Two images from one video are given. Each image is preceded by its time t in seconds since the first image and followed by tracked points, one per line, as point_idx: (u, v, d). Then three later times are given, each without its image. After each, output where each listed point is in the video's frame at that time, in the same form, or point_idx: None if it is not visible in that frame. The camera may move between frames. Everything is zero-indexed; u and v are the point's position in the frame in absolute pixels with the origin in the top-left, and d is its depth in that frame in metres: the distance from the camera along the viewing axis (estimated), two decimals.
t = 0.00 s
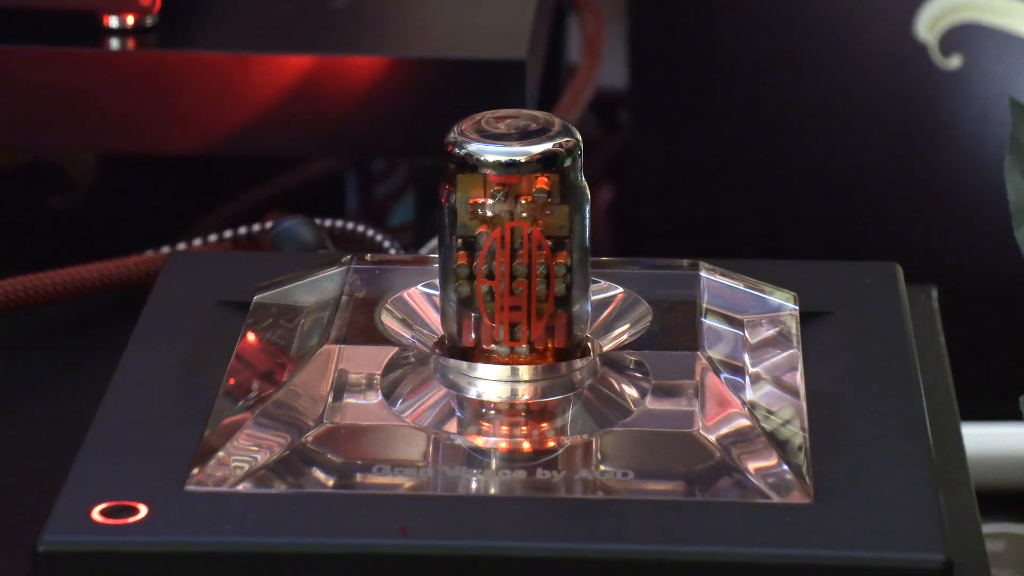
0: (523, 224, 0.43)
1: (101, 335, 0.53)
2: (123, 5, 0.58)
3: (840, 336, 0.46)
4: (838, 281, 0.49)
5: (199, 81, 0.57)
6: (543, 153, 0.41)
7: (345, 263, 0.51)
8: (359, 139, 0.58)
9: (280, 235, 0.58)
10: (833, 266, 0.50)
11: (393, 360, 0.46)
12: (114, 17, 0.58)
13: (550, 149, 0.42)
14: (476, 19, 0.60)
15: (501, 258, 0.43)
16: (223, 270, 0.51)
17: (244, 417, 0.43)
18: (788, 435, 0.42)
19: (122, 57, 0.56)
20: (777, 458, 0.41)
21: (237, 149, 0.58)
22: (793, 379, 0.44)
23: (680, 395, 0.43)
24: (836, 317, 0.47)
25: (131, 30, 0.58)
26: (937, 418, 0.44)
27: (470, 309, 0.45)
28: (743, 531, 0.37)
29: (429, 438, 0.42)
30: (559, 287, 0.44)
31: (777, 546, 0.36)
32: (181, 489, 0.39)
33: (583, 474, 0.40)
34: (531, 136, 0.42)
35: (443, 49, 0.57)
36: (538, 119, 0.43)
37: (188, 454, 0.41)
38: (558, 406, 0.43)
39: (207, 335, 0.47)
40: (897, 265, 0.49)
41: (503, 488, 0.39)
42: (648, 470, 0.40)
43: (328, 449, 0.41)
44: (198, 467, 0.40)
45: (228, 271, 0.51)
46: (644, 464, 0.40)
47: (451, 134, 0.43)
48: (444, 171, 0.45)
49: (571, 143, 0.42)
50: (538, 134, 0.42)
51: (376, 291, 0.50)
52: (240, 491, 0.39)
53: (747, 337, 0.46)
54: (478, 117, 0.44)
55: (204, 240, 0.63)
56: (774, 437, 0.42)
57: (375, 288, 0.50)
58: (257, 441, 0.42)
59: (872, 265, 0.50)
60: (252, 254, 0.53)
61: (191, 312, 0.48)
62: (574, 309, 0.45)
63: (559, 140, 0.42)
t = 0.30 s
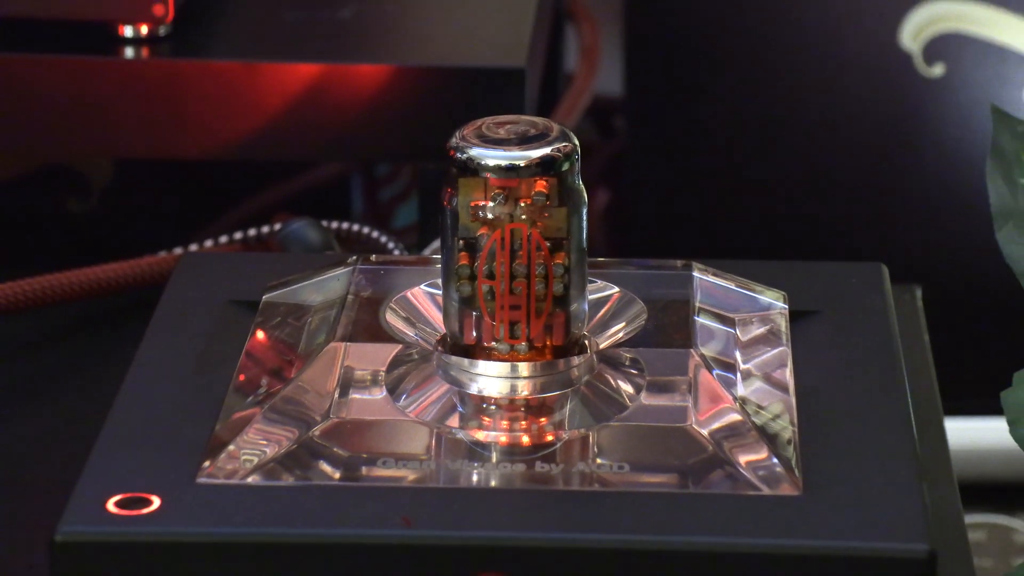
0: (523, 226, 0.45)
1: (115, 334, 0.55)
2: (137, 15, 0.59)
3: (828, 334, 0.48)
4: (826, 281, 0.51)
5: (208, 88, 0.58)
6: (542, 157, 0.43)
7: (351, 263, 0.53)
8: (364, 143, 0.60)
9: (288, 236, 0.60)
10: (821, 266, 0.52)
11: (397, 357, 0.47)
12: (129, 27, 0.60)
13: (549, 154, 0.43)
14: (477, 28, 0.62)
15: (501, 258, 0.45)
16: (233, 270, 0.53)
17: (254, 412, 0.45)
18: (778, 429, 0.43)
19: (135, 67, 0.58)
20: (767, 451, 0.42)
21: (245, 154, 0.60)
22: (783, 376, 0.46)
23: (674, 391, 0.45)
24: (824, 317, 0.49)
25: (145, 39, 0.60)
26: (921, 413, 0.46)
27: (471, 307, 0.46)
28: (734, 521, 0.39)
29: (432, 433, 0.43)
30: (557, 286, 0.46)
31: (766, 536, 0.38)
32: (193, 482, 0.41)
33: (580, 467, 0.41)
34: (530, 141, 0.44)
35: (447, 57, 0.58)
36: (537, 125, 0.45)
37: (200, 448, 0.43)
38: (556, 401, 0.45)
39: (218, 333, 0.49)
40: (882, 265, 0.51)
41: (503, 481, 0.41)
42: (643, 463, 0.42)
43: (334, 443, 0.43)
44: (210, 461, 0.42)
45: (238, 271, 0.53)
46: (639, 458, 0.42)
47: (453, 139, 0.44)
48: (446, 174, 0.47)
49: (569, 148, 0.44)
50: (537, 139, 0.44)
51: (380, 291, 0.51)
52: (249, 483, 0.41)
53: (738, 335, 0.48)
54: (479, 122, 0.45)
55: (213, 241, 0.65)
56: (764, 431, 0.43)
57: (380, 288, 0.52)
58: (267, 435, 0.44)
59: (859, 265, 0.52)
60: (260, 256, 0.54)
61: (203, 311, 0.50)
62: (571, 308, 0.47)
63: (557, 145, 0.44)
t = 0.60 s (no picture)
0: (522, 228, 0.46)
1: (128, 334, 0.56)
2: (150, 25, 0.61)
3: (816, 332, 0.49)
4: (815, 282, 0.52)
5: (218, 96, 0.60)
6: (541, 162, 0.45)
7: (356, 264, 0.55)
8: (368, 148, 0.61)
9: (295, 238, 0.62)
10: (809, 267, 0.54)
11: (401, 355, 0.49)
12: (142, 37, 0.61)
13: (547, 158, 0.45)
14: (478, 36, 0.63)
15: (501, 259, 0.47)
16: (242, 271, 0.55)
17: (263, 408, 0.46)
18: (768, 424, 0.45)
19: (148, 76, 0.60)
20: (758, 445, 0.44)
21: (253, 159, 0.61)
22: (773, 372, 0.47)
23: (668, 387, 0.47)
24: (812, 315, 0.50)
25: (159, 48, 0.61)
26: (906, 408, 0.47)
27: (472, 307, 0.48)
28: (725, 513, 0.40)
29: (435, 427, 0.45)
30: (556, 286, 0.47)
31: (756, 527, 0.40)
32: (204, 475, 0.43)
33: (578, 461, 0.43)
34: (530, 146, 0.45)
35: (450, 65, 0.60)
36: (535, 130, 0.47)
37: (211, 442, 0.44)
38: (555, 397, 0.46)
39: (228, 332, 0.50)
40: (868, 266, 0.53)
41: (504, 474, 0.42)
42: (638, 456, 0.43)
43: (341, 437, 0.45)
44: (221, 454, 0.44)
45: (247, 272, 0.54)
46: (635, 452, 0.43)
47: (455, 144, 0.46)
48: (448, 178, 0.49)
49: (567, 153, 0.46)
50: (535, 144, 0.46)
51: (385, 291, 0.53)
52: (259, 476, 0.42)
53: (730, 333, 0.50)
54: (479, 128, 0.47)
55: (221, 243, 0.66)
56: (755, 425, 0.45)
57: (385, 288, 0.53)
58: (276, 430, 0.45)
59: (845, 266, 0.54)
60: (268, 257, 0.56)
61: (214, 310, 0.52)
62: (569, 307, 0.48)
63: (555, 150, 0.45)
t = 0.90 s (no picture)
0: (521, 230, 0.48)
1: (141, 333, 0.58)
2: (163, 34, 0.63)
3: (805, 330, 0.51)
4: (804, 282, 0.54)
5: (227, 103, 0.62)
6: (539, 166, 0.47)
7: (361, 265, 0.57)
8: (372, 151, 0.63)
9: (303, 239, 0.63)
10: (799, 267, 0.56)
11: (405, 352, 0.51)
12: (155, 45, 0.63)
13: (546, 163, 0.47)
14: (480, 43, 0.65)
15: (501, 260, 0.49)
16: (251, 272, 0.56)
17: (272, 404, 0.48)
18: (759, 419, 0.46)
19: (160, 83, 0.61)
20: (749, 439, 0.45)
21: (261, 163, 0.63)
22: (764, 369, 0.49)
23: (663, 383, 0.48)
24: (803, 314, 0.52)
25: (172, 56, 0.63)
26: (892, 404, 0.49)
27: (474, 305, 0.50)
28: (717, 505, 0.42)
29: (437, 422, 0.47)
30: (554, 286, 0.49)
31: (746, 518, 0.41)
32: (215, 468, 0.44)
33: (575, 455, 0.45)
34: (529, 151, 0.47)
35: (453, 72, 0.62)
36: (534, 135, 0.48)
37: (222, 436, 0.46)
38: (553, 393, 0.48)
39: (237, 330, 0.52)
40: (855, 266, 0.55)
41: (504, 467, 0.44)
42: (633, 450, 0.45)
43: (346, 431, 0.46)
44: (231, 448, 0.45)
45: (256, 273, 0.56)
46: (630, 446, 0.45)
47: (457, 149, 0.48)
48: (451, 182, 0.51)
49: (565, 157, 0.47)
50: (535, 148, 0.47)
51: (389, 291, 0.55)
52: (268, 469, 0.44)
53: (722, 331, 0.52)
54: (480, 133, 0.49)
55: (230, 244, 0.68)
56: (746, 420, 0.46)
57: (389, 287, 0.55)
58: (284, 424, 0.47)
59: (834, 267, 0.55)
60: (276, 258, 0.58)
61: (224, 309, 0.53)
62: (567, 306, 0.50)
63: (554, 154, 0.47)
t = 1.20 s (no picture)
0: (520, 231, 0.50)
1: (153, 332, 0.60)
2: (175, 42, 0.64)
3: (795, 328, 0.53)
4: (794, 283, 0.56)
5: (236, 108, 0.64)
6: (538, 170, 0.48)
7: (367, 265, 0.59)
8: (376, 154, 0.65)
9: (309, 241, 0.65)
10: (789, 268, 0.57)
11: (409, 349, 0.52)
12: (168, 54, 0.65)
13: (544, 166, 0.48)
14: (481, 50, 0.67)
15: (501, 260, 0.50)
16: (259, 272, 0.58)
17: (279, 399, 0.50)
18: (750, 413, 0.48)
19: (171, 90, 0.63)
20: (741, 434, 0.47)
21: (269, 166, 0.65)
22: (755, 365, 0.51)
23: (658, 379, 0.50)
24: (793, 313, 0.54)
25: (183, 64, 0.65)
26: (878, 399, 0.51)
27: (475, 304, 0.51)
28: (709, 497, 0.43)
29: (440, 416, 0.48)
30: (552, 285, 0.51)
31: (736, 509, 0.43)
32: (226, 461, 0.46)
33: (573, 448, 0.46)
34: (528, 155, 0.49)
35: (456, 79, 0.64)
36: (533, 140, 0.50)
37: (230, 430, 0.48)
38: (551, 389, 0.50)
39: (246, 329, 0.54)
40: (843, 267, 0.56)
41: (504, 460, 0.45)
42: (629, 444, 0.46)
43: (352, 426, 0.48)
44: (241, 442, 0.47)
45: (263, 273, 0.58)
46: (626, 439, 0.47)
47: (458, 153, 0.50)
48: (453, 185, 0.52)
49: (563, 161, 0.49)
50: (534, 153, 0.49)
51: (394, 290, 0.57)
52: (277, 462, 0.46)
53: (715, 329, 0.53)
54: (481, 138, 0.51)
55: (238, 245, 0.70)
56: (738, 415, 0.48)
57: (394, 287, 0.57)
58: (292, 419, 0.49)
59: (822, 267, 0.57)
60: (283, 259, 0.59)
61: (233, 309, 0.55)
62: (565, 305, 0.52)
63: (552, 158, 0.49)
